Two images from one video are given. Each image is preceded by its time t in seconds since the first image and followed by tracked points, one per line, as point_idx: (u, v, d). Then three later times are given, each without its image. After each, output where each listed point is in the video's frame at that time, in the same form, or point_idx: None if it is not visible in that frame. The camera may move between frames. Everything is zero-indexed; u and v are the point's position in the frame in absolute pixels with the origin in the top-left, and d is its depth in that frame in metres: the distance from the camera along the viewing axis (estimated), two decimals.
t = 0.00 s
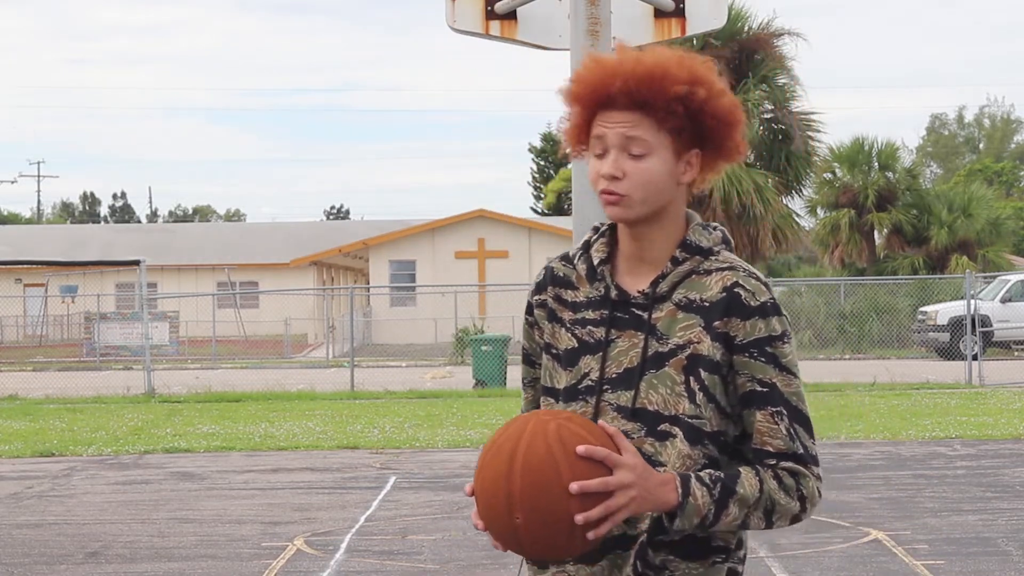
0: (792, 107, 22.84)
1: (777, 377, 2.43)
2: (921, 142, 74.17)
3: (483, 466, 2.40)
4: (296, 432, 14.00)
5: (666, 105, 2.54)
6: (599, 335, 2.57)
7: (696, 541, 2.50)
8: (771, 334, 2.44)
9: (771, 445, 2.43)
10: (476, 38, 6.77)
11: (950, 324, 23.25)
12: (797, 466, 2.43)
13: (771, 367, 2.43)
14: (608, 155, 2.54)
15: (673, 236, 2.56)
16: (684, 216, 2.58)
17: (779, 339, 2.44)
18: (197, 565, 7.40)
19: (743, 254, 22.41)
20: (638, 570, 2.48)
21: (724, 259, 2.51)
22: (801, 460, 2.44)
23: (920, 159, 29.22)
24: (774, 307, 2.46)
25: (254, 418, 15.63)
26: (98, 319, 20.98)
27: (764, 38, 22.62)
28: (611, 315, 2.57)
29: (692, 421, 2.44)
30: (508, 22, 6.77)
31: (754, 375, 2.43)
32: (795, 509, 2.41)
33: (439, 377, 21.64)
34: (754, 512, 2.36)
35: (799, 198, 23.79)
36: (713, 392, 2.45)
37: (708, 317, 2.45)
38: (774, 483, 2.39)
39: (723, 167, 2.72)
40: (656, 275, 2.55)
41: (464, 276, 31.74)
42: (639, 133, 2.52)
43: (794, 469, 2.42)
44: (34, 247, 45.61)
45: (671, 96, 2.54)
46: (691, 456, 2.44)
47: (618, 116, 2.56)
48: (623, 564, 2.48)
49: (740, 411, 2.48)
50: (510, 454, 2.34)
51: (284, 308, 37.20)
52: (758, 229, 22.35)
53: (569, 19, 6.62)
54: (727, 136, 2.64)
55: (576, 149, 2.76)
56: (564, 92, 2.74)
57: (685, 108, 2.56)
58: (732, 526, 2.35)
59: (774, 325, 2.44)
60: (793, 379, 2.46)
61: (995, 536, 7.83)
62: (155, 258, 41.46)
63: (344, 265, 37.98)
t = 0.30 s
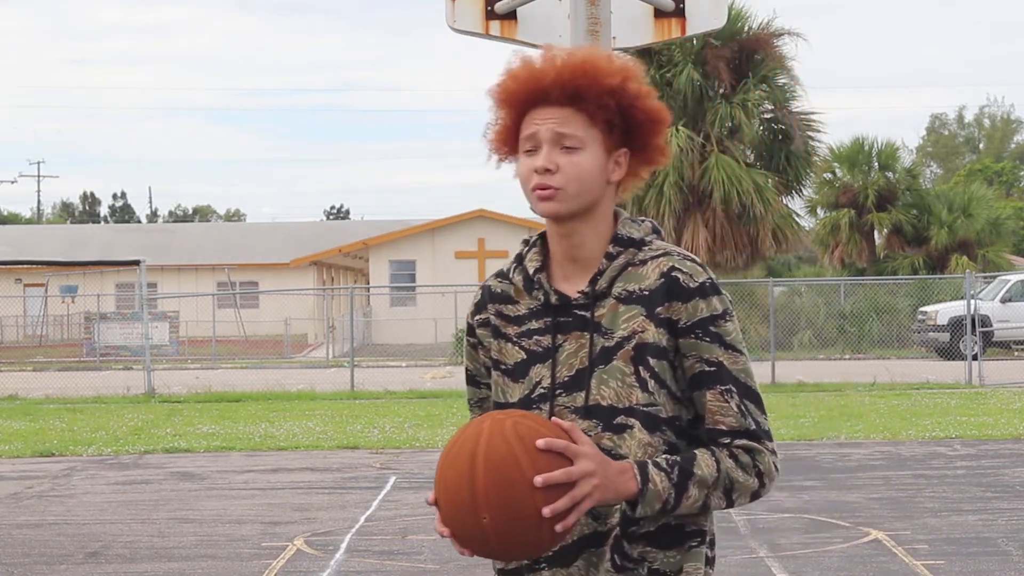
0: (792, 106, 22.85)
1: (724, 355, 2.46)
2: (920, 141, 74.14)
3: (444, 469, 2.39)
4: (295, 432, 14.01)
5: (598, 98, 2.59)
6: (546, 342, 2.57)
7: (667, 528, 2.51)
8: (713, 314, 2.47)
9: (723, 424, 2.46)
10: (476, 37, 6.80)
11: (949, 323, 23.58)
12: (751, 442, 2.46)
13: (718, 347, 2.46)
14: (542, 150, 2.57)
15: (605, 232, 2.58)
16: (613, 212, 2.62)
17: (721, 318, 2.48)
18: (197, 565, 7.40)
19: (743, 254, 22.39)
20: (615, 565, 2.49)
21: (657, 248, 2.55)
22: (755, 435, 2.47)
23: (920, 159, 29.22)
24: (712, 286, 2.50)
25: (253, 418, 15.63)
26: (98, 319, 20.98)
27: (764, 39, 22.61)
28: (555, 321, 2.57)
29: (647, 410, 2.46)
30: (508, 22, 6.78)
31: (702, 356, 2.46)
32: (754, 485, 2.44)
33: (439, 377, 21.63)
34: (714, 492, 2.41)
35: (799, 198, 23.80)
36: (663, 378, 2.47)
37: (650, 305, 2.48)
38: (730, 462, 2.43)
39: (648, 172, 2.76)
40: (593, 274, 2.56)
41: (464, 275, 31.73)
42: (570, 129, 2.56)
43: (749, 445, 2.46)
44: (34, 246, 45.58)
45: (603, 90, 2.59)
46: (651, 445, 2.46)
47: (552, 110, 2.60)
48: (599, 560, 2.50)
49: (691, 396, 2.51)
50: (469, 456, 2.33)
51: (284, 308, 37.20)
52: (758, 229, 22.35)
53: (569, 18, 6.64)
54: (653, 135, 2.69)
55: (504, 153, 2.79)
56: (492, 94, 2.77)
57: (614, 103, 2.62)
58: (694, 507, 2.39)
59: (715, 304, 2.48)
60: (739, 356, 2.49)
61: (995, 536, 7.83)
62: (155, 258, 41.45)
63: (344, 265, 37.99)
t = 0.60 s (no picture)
0: (792, 106, 22.86)
1: (702, 344, 2.51)
2: (920, 141, 74.12)
3: (447, 469, 2.38)
4: (296, 432, 14.00)
5: (542, 104, 2.60)
6: (520, 348, 2.55)
7: (658, 520, 2.52)
8: (686, 303, 2.51)
9: (707, 411, 2.51)
10: (476, 38, 6.79)
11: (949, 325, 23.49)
12: (735, 427, 2.52)
13: (695, 335, 2.50)
14: (490, 159, 2.57)
15: (566, 235, 2.58)
16: (573, 214, 2.61)
17: (695, 308, 2.52)
18: (197, 565, 7.40)
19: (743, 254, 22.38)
20: (611, 562, 2.49)
21: (624, 243, 2.57)
22: (737, 419, 2.53)
23: (920, 159, 29.22)
24: (683, 277, 2.53)
25: (254, 418, 15.62)
26: (98, 319, 20.98)
27: (764, 38, 22.57)
28: (527, 325, 2.56)
29: (629, 403, 2.47)
30: (508, 22, 6.77)
31: (680, 345, 2.49)
32: (739, 468, 2.51)
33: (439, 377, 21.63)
34: (705, 478, 2.46)
35: (799, 198, 23.79)
36: (643, 370, 2.49)
37: (624, 299, 2.50)
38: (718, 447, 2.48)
39: (606, 174, 2.76)
40: (560, 276, 2.56)
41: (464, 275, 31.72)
42: (516, 137, 2.56)
43: (733, 430, 2.52)
44: (34, 246, 45.58)
45: (546, 96, 2.60)
46: (637, 437, 2.47)
47: (498, 119, 2.60)
48: (593, 557, 2.49)
49: (670, 388, 2.54)
50: (476, 454, 2.32)
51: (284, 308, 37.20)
52: (758, 229, 22.34)
53: (569, 18, 6.64)
54: (603, 138, 2.69)
55: (460, 162, 2.80)
56: (446, 104, 2.79)
57: (562, 107, 2.62)
58: (688, 493, 2.43)
59: (688, 294, 2.52)
60: (714, 345, 2.54)
61: (995, 536, 7.83)
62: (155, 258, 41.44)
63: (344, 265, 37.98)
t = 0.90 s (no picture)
0: (792, 106, 22.87)
1: (706, 345, 2.52)
2: (920, 140, 74.09)
3: (456, 467, 2.38)
4: (296, 432, 14.00)
5: (553, 105, 2.60)
6: (522, 348, 2.55)
7: (661, 520, 2.53)
8: (690, 304, 2.51)
9: (711, 411, 2.52)
10: (476, 38, 6.80)
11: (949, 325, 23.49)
12: (738, 428, 2.54)
13: (699, 336, 2.51)
14: (499, 160, 2.57)
15: (571, 236, 2.57)
16: (577, 214, 2.61)
17: (699, 309, 2.53)
18: (197, 565, 7.40)
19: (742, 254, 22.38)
20: (616, 562, 2.49)
21: (628, 244, 2.57)
22: (741, 421, 2.54)
23: (920, 159, 29.21)
24: (687, 278, 2.54)
25: (253, 418, 15.61)
26: (98, 319, 20.98)
27: (764, 38, 22.58)
28: (529, 326, 2.56)
29: (633, 405, 2.47)
30: (508, 22, 6.78)
31: (684, 346, 2.50)
32: (742, 469, 2.53)
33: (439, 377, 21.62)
34: (710, 475, 2.46)
35: (799, 198, 23.78)
36: (647, 371, 2.49)
37: (628, 300, 2.49)
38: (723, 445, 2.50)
39: (608, 173, 2.77)
40: (564, 277, 2.55)
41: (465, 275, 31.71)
42: (526, 138, 2.56)
43: (737, 429, 2.53)
44: (34, 246, 45.57)
45: (557, 97, 2.60)
46: (641, 438, 2.47)
47: (507, 121, 2.60)
48: (597, 558, 2.49)
49: (674, 388, 2.55)
50: (484, 449, 2.32)
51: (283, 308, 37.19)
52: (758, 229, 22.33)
53: (569, 18, 6.64)
54: (609, 137, 2.69)
55: (464, 159, 2.80)
56: (449, 104, 2.79)
57: (570, 108, 2.62)
58: (693, 490, 2.43)
59: (692, 295, 2.52)
60: (718, 347, 2.55)
61: (995, 536, 7.82)
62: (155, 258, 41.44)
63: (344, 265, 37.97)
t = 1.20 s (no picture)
0: (792, 106, 22.88)
1: (734, 356, 2.48)
2: (920, 140, 74.02)
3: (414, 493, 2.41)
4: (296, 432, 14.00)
5: (611, 101, 2.60)
6: (557, 343, 2.56)
7: (680, 525, 2.47)
8: (728, 315, 2.48)
9: (730, 423, 2.47)
10: (476, 37, 6.81)
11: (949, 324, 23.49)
12: (756, 444, 2.48)
13: (730, 346, 2.47)
14: (555, 155, 2.58)
15: (620, 233, 2.58)
16: (627, 214, 2.62)
17: (736, 320, 2.49)
18: (196, 565, 7.40)
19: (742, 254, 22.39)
20: (631, 562, 2.45)
21: (673, 248, 2.55)
22: (761, 438, 2.49)
23: (920, 159, 29.21)
24: (728, 288, 2.51)
25: (253, 418, 15.61)
26: (98, 320, 20.99)
27: (764, 38, 22.59)
28: (568, 321, 2.56)
29: (660, 407, 2.45)
30: (508, 22, 6.79)
31: (713, 354, 2.47)
32: (747, 485, 2.46)
33: (439, 377, 21.63)
34: (709, 477, 2.41)
35: (799, 198, 23.78)
36: (677, 375, 2.47)
37: (668, 302, 2.48)
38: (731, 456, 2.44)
39: (661, 170, 2.77)
40: (608, 274, 2.56)
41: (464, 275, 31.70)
42: (584, 135, 2.57)
43: (752, 446, 2.47)
44: (34, 246, 45.58)
45: (617, 94, 2.61)
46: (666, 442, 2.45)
47: (565, 115, 2.61)
48: (615, 559, 2.48)
49: (700, 396, 2.51)
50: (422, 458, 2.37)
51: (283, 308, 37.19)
52: (758, 229, 22.33)
53: (568, 18, 6.64)
54: (665, 136, 2.70)
55: (516, 152, 2.81)
56: (504, 97, 2.80)
57: (629, 107, 2.63)
58: (688, 485, 2.38)
59: (731, 305, 2.49)
60: (750, 361, 2.51)
61: (995, 536, 7.82)
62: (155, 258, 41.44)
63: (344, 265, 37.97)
